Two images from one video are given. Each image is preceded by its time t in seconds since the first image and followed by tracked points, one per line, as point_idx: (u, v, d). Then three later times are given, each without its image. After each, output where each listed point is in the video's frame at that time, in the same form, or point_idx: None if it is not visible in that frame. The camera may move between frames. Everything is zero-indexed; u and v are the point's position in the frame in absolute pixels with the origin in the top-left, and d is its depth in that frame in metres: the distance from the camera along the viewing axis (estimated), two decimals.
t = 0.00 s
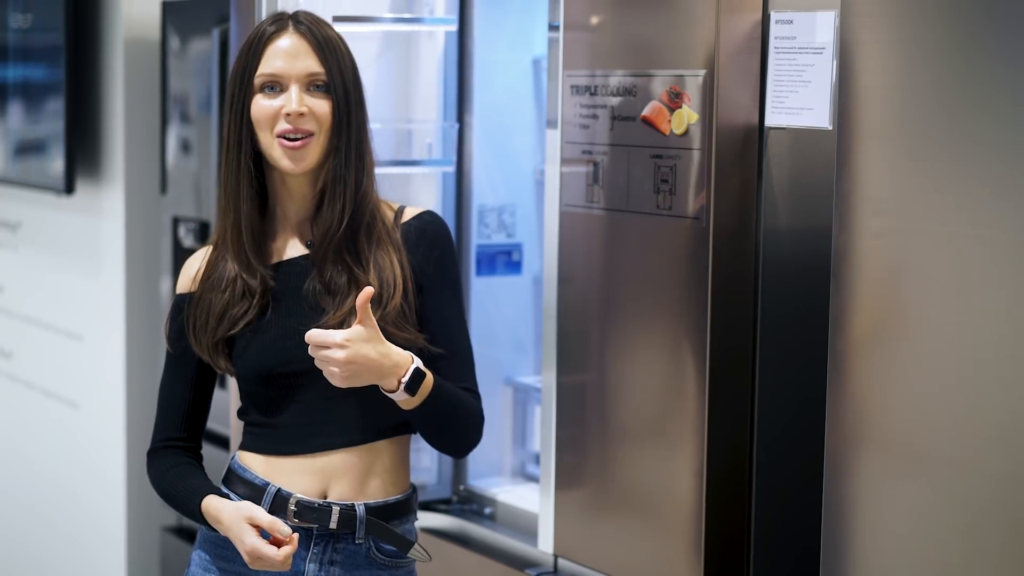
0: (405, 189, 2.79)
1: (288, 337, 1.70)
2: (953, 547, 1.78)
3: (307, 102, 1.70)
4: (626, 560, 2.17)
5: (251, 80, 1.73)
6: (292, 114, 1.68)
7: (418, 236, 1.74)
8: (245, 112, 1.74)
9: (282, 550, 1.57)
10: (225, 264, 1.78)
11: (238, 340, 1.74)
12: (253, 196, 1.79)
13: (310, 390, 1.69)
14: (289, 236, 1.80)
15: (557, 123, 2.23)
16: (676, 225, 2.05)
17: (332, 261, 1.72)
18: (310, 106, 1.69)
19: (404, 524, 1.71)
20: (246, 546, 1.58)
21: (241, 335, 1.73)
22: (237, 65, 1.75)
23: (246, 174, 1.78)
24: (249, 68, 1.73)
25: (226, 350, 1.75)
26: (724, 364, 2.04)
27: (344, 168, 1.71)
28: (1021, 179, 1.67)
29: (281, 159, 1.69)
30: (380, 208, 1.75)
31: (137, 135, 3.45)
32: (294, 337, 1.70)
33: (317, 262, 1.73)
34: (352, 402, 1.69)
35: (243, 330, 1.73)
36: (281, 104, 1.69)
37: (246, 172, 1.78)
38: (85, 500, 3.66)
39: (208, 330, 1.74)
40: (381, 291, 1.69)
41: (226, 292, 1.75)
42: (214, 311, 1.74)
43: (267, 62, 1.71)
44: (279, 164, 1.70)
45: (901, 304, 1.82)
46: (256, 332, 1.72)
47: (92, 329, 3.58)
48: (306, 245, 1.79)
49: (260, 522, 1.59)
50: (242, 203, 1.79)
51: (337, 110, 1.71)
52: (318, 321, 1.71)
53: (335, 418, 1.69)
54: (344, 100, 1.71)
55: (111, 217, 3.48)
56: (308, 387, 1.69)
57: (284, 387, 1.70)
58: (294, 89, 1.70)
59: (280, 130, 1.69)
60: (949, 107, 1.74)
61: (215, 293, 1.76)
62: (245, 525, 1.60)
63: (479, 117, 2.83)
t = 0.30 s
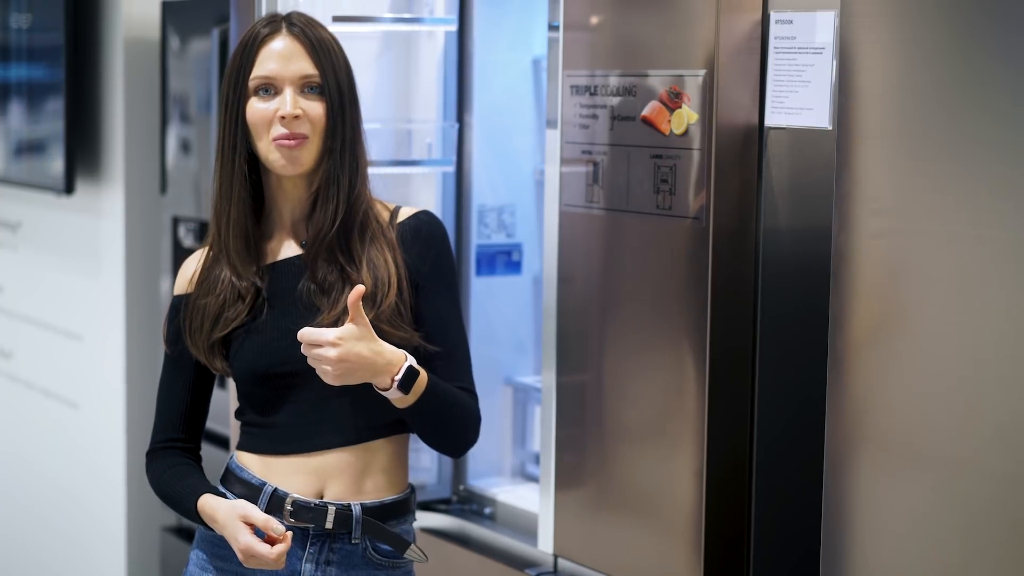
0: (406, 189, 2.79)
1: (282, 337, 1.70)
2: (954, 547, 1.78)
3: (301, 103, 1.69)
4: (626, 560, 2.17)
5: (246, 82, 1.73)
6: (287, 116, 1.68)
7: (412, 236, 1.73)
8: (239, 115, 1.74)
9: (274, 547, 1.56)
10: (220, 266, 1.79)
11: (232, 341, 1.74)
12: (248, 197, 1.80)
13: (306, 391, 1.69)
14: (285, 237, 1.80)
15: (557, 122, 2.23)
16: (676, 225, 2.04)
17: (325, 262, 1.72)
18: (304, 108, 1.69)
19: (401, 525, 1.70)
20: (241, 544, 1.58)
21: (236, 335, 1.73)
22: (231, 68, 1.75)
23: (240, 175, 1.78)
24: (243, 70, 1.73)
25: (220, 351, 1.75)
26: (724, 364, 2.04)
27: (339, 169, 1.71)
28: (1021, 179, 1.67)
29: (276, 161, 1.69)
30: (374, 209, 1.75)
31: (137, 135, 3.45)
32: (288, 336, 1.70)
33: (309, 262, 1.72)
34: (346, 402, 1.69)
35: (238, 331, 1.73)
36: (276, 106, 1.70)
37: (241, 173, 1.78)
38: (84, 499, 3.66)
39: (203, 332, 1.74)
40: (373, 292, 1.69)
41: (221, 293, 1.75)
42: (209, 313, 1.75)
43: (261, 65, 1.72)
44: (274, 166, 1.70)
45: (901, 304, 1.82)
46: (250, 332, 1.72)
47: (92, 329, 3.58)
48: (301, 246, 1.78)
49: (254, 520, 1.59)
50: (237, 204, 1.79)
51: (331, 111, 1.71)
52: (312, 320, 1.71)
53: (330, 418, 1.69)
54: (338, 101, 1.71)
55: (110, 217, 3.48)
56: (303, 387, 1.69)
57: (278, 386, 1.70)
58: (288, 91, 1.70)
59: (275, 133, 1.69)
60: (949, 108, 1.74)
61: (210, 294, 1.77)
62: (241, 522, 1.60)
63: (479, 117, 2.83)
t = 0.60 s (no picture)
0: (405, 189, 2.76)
1: (279, 334, 1.70)
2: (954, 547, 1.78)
3: (301, 101, 1.69)
4: (626, 560, 2.17)
5: (245, 80, 1.72)
6: (287, 113, 1.68)
7: (411, 237, 1.73)
8: (239, 113, 1.74)
9: None
10: (218, 263, 1.78)
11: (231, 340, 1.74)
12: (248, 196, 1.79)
13: (304, 387, 1.69)
14: (283, 236, 1.80)
15: (557, 122, 2.23)
16: (677, 224, 2.04)
17: (325, 261, 1.72)
18: (305, 106, 1.69)
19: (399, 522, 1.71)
20: None
21: (234, 333, 1.73)
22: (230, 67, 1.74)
23: (240, 173, 1.77)
24: (242, 67, 1.72)
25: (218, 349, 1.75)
26: (724, 364, 2.04)
27: (339, 167, 1.71)
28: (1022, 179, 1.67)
29: (277, 158, 1.69)
30: (372, 210, 1.74)
31: (137, 135, 3.45)
32: (286, 333, 1.69)
33: (308, 260, 1.72)
34: (343, 397, 1.68)
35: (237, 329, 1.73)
36: (276, 104, 1.69)
37: (240, 171, 1.77)
38: (84, 499, 3.66)
39: (201, 330, 1.74)
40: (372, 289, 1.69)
41: (219, 292, 1.75)
42: (206, 310, 1.74)
43: (261, 62, 1.71)
44: (274, 162, 1.70)
45: (902, 304, 1.82)
46: (250, 329, 1.72)
47: (92, 329, 3.58)
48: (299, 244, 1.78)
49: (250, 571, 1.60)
50: (235, 202, 1.78)
51: (331, 110, 1.71)
52: (309, 318, 1.69)
53: (328, 413, 1.68)
54: (338, 100, 1.71)
55: (110, 217, 3.48)
56: (302, 383, 1.69)
57: (276, 383, 1.70)
58: (288, 89, 1.69)
59: (275, 130, 1.68)
60: (950, 108, 1.74)
61: (208, 292, 1.76)
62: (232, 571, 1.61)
63: (479, 117, 2.83)
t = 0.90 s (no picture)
0: (405, 189, 2.77)
1: (287, 333, 1.69)
2: (954, 547, 1.78)
3: (305, 96, 1.69)
4: (626, 559, 2.17)
5: (248, 79, 1.72)
6: (291, 108, 1.67)
7: (415, 245, 1.76)
8: (242, 111, 1.73)
9: None
10: (220, 262, 1.75)
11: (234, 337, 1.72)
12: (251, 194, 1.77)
13: (309, 387, 1.69)
14: (286, 234, 1.78)
15: (557, 122, 2.23)
16: (677, 224, 2.04)
17: (331, 261, 1.72)
18: (309, 100, 1.68)
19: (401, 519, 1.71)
20: None
21: (238, 331, 1.71)
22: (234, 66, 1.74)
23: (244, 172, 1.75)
24: (245, 66, 1.71)
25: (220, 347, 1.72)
26: (724, 364, 2.04)
27: (344, 163, 1.71)
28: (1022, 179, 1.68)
29: (282, 153, 1.68)
30: (377, 211, 1.75)
31: (137, 135, 3.45)
32: (293, 332, 1.69)
33: (314, 259, 1.72)
34: (348, 399, 1.69)
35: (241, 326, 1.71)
36: (279, 99, 1.68)
37: (243, 168, 1.75)
38: (84, 500, 3.66)
39: (204, 330, 1.71)
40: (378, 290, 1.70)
41: (221, 294, 1.72)
42: (209, 309, 1.71)
43: (264, 59, 1.70)
44: (280, 158, 1.68)
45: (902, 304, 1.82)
46: (256, 328, 1.71)
47: (92, 329, 3.58)
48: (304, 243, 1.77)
49: None
50: (239, 199, 1.76)
51: (335, 106, 1.70)
52: (316, 318, 1.69)
53: (332, 414, 1.68)
54: (341, 96, 1.71)
55: (110, 217, 3.48)
56: (307, 381, 1.68)
57: (281, 382, 1.69)
58: (291, 84, 1.69)
59: (279, 124, 1.67)
60: (950, 108, 1.74)
61: (210, 292, 1.73)
62: None
63: (479, 117, 2.83)
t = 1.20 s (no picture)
0: (406, 188, 2.75)
1: (305, 335, 1.66)
2: (954, 547, 1.78)
3: (310, 90, 1.68)
4: (626, 560, 2.17)
5: (250, 81, 1.71)
6: (297, 102, 1.66)
7: (420, 249, 1.80)
8: (246, 114, 1.71)
9: None
10: (229, 262, 1.70)
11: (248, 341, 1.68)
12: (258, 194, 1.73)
13: (325, 391, 1.67)
14: (294, 235, 1.75)
15: (557, 122, 2.23)
16: (677, 224, 2.04)
17: (345, 262, 1.71)
18: (314, 94, 1.68)
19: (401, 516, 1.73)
20: None
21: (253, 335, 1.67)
22: (236, 64, 1.72)
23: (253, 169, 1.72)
24: (247, 69, 1.71)
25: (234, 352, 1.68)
26: (724, 364, 2.04)
27: (352, 154, 1.70)
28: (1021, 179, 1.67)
29: (292, 151, 1.67)
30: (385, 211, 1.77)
31: (137, 135, 3.45)
32: (312, 334, 1.66)
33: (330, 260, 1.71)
34: (361, 402, 1.69)
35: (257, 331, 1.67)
36: (284, 95, 1.67)
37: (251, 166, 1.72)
38: (84, 500, 3.66)
39: (219, 333, 1.66)
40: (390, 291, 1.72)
41: (234, 295, 1.67)
42: (224, 311, 1.66)
43: (266, 58, 1.69)
44: (290, 156, 1.67)
45: (902, 305, 1.82)
46: (271, 329, 1.67)
47: (92, 329, 3.58)
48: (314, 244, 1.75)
49: None
50: (247, 200, 1.72)
51: (340, 98, 1.70)
52: (334, 321, 1.68)
53: (346, 418, 1.68)
54: (345, 88, 1.71)
55: (110, 217, 3.48)
56: (321, 386, 1.67)
57: (298, 386, 1.67)
58: (295, 79, 1.68)
59: (286, 121, 1.66)
60: (948, 108, 1.74)
61: (220, 293, 1.68)
62: None
63: (479, 117, 2.83)
